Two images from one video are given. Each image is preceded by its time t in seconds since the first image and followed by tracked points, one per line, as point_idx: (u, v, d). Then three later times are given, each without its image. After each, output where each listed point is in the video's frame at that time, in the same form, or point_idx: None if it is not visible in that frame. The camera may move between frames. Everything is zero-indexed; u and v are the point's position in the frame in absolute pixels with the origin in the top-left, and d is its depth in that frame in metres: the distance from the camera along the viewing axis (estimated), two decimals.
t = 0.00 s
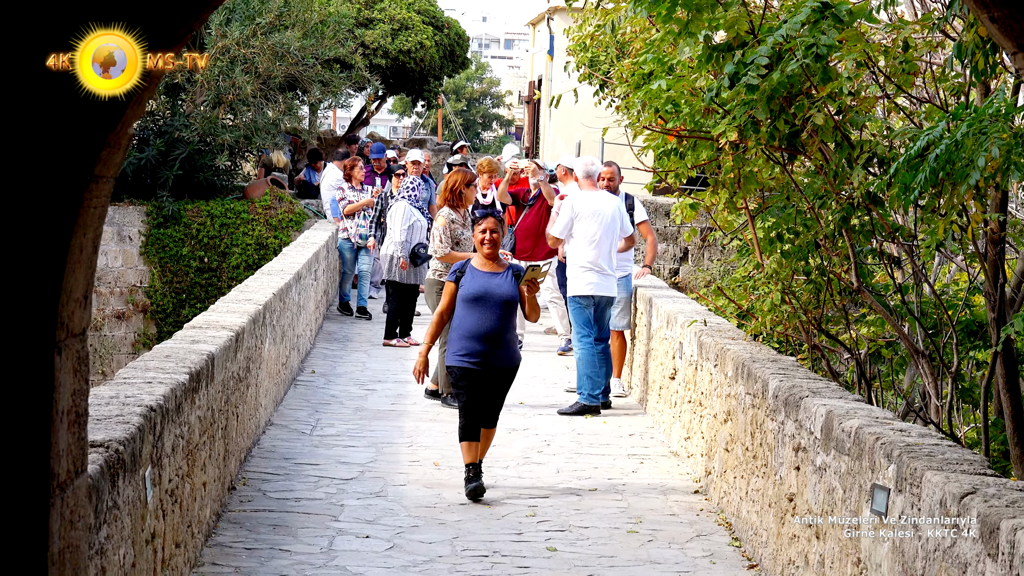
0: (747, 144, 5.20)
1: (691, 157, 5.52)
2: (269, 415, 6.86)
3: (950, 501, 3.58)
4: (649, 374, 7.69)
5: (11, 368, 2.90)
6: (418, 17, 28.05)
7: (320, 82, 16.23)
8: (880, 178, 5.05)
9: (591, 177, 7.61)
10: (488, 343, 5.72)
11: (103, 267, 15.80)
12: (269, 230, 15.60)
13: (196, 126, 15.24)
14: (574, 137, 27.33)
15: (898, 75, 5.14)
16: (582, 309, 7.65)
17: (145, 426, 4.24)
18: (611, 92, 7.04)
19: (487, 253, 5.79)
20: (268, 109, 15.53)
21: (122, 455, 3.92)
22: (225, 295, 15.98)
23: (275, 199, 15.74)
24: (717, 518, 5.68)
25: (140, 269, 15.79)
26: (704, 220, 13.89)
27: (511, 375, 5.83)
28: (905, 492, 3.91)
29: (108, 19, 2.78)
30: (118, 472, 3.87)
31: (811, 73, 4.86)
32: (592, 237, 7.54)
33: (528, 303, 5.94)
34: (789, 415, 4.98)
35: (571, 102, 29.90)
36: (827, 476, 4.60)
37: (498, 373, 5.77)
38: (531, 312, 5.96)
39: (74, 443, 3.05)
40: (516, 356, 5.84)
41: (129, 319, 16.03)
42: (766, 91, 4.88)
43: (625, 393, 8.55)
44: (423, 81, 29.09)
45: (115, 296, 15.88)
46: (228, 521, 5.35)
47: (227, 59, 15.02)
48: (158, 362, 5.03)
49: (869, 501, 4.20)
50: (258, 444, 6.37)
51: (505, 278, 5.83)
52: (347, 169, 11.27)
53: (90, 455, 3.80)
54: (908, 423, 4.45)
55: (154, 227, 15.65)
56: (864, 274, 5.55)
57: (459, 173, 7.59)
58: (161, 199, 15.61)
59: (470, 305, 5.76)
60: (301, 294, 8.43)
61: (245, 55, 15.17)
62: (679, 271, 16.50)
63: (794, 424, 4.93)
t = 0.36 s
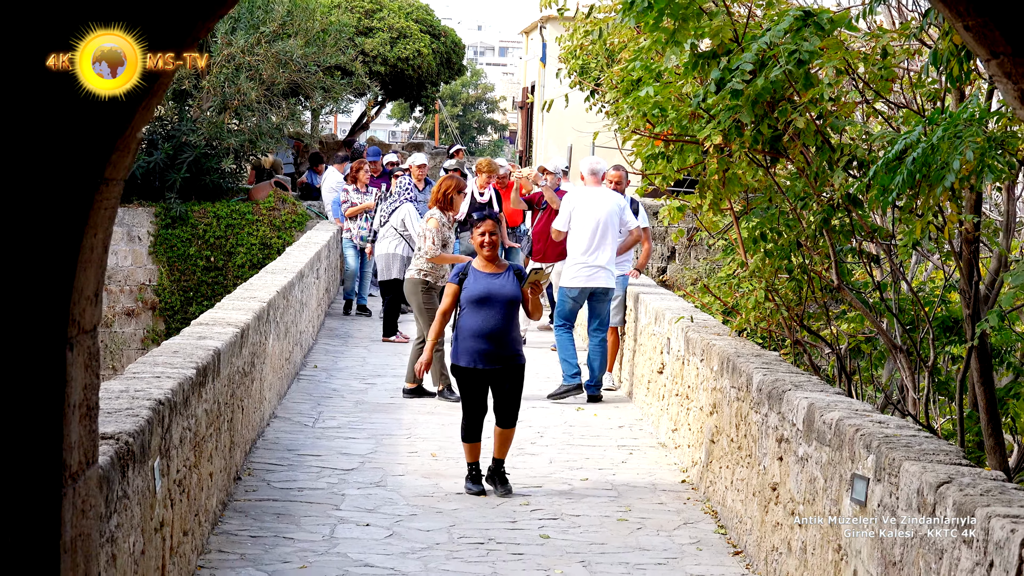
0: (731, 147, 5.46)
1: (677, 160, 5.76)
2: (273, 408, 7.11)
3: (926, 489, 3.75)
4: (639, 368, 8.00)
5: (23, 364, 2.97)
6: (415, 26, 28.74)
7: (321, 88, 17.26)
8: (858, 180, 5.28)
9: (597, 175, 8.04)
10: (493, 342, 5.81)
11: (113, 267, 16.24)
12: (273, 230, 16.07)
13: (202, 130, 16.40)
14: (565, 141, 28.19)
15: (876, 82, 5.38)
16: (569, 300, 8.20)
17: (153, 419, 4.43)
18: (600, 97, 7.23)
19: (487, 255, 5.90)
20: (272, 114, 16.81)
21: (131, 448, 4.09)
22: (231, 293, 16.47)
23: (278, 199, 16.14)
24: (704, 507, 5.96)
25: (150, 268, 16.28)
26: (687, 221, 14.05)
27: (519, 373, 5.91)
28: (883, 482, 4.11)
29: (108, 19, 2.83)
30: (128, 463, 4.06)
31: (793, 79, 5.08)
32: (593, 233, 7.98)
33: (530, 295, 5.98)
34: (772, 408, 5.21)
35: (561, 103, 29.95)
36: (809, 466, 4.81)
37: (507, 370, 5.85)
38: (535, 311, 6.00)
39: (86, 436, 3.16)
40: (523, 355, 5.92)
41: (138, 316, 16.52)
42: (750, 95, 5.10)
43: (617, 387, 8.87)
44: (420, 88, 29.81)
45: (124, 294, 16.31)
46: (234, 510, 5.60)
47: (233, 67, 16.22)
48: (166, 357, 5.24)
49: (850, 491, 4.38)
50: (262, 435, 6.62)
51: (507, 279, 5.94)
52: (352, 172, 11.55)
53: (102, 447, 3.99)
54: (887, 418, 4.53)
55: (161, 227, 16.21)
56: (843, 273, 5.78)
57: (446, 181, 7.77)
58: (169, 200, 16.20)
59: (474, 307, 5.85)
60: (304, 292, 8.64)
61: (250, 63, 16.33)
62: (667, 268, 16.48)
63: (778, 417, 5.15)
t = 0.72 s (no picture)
0: (718, 151, 5.76)
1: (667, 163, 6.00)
2: (279, 401, 7.40)
3: (908, 479, 3.91)
4: (630, 361, 8.37)
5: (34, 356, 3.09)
6: (415, 35, 29.58)
7: (325, 94, 18.10)
8: (842, 181, 5.47)
9: (583, 179, 8.40)
10: (507, 349, 5.99)
11: (124, 266, 17.02)
12: (278, 230, 16.92)
13: (211, 134, 16.77)
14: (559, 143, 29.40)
15: (859, 87, 5.57)
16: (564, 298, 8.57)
17: (162, 412, 4.62)
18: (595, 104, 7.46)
19: (503, 262, 6.07)
20: (277, 118, 17.24)
21: (141, 440, 4.25)
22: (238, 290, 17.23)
23: (283, 201, 16.99)
24: (692, 496, 6.24)
25: (159, 266, 17.02)
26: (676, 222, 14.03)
27: (532, 378, 6.08)
28: (867, 472, 4.29)
29: (108, 19, 2.94)
30: (137, 453, 4.21)
31: (777, 84, 5.31)
32: (581, 235, 8.42)
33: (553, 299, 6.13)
34: (759, 401, 5.42)
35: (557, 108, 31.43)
36: (794, 457, 5.03)
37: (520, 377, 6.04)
38: (552, 319, 6.13)
39: (98, 427, 3.29)
40: (536, 360, 6.10)
41: (150, 312, 17.18)
42: (737, 101, 5.33)
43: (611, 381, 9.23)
44: (420, 93, 30.30)
45: (136, 292, 17.03)
46: (241, 500, 5.86)
47: (240, 73, 16.65)
48: (176, 353, 5.45)
49: (834, 481, 4.57)
50: (267, 428, 6.90)
51: (522, 287, 6.09)
52: (350, 175, 11.68)
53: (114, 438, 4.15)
54: (870, 409, 4.79)
55: (171, 228, 16.94)
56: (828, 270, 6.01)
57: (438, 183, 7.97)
58: (179, 201, 16.91)
59: (490, 314, 6.01)
60: (308, 290, 8.88)
61: (255, 69, 16.73)
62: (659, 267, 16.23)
63: (764, 409, 5.36)
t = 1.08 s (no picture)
0: (706, 155, 6.00)
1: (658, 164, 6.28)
2: (284, 394, 7.71)
3: (890, 470, 4.04)
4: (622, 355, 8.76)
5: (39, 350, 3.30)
6: (416, 40, 30.16)
7: (329, 98, 18.82)
8: (825, 183, 5.70)
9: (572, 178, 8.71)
10: (525, 347, 6.21)
11: (135, 262, 17.34)
12: (284, 228, 17.24)
13: (218, 136, 17.37)
14: (553, 147, 30.43)
15: (841, 92, 5.80)
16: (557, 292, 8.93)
17: (171, 403, 4.83)
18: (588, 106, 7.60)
19: (519, 262, 6.28)
20: (283, 121, 17.74)
21: (151, 429, 4.47)
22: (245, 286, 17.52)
23: (288, 200, 17.40)
24: (681, 484, 6.54)
25: (169, 263, 17.40)
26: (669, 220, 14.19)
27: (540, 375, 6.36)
28: (848, 462, 4.46)
29: (108, 19, 3.08)
30: (147, 443, 4.40)
31: (766, 89, 5.51)
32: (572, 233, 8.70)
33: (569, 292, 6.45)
34: (745, 394, 5.65)
35: (550, 111, 32.38)
36: (779, 448, 5.23)
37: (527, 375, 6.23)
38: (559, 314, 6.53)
39: (108, 417, 3.54)
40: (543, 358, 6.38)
41: (159, 307, 17.49)
42: (724, 105, 5.52)
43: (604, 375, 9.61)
44: (420, 97, 31.26)
45: (147, 287, 17.37)
46: (248, 488, 6.12)
47: (246, 78, 17.15)
48: (184, 346, 5.67)
49: (817, 471, 4.75)
50: (273, 419, 7.21)
51: (534, 286, 6.35)
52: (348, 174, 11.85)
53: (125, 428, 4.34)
54: (851, 401, 4.98)
55: (181, 226, 17.32)
56: (811, 268, 6.25)
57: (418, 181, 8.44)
58: (188, 201, 17.47)
59: (509, 312, 6.20)
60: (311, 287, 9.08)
61: (262, 73, 17.30)
62: (647, 265, 16.11)
63: (750, 402, 5.59)
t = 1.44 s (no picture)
0: (699, 155, 6.17)
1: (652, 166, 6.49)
2: (291, 386, 8.01)
3: (874, 461, 4.24)
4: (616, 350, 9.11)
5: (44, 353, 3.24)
6: (420, 48, 31.06)
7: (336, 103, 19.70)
8: (812, 185, 5.94)
9: (586, 180, 9.36)
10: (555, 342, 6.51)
11: (147, 260, 18.06)
12: (292, 228, 17.98)
13: (229, 139, 18.25)
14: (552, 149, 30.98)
15: (827, 98, 6.05)
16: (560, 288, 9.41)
17: (184, 395, 5.05)
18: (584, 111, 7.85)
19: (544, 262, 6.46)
20: (290, 123, 18.56)
21: (163, 420, 4.65)
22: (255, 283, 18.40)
23: (296, 200, 18.10)
24: (673, 475, 6.81)
25: (181, 260, 18.19)
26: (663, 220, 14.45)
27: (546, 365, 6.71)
28: (833, 453, 4.66)
29: (108, 19, 3.06)
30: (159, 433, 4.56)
31: (755, 96, 5.74)
32: (583, 232, 9.42)
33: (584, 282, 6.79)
34: (735, 387, 5.88)
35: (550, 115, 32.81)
36: (768, 439, 5.44)
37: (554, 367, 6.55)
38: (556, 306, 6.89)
39: (124, 409, 3.58)
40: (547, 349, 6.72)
41: (171, 303, 18.25)
42: (715, 110, 5.79)
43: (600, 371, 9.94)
44: (424, 102, 32.05)
45: (159, 284, 18.13)
46: (256, 477, 6.36)
47: (256, 82, 18.09)
48: (196, 340, 5.92)
49: (805, 462, 4.96)
50: (281, 410, 7.50)
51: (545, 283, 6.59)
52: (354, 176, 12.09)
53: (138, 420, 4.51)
54: (837, 394, 5.18)
55: (193, 224, 18.15)
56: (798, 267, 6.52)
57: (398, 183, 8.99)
58: (199, 201, 18.15)
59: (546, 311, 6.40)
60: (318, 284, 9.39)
61: (271, 77, 18.23)
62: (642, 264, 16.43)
63: (740, 396, 5.82)
